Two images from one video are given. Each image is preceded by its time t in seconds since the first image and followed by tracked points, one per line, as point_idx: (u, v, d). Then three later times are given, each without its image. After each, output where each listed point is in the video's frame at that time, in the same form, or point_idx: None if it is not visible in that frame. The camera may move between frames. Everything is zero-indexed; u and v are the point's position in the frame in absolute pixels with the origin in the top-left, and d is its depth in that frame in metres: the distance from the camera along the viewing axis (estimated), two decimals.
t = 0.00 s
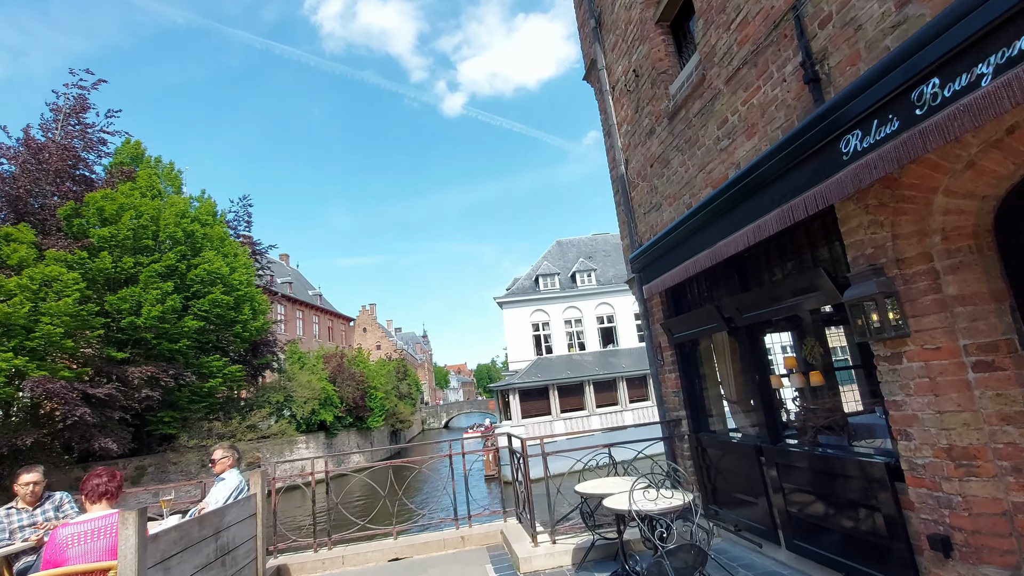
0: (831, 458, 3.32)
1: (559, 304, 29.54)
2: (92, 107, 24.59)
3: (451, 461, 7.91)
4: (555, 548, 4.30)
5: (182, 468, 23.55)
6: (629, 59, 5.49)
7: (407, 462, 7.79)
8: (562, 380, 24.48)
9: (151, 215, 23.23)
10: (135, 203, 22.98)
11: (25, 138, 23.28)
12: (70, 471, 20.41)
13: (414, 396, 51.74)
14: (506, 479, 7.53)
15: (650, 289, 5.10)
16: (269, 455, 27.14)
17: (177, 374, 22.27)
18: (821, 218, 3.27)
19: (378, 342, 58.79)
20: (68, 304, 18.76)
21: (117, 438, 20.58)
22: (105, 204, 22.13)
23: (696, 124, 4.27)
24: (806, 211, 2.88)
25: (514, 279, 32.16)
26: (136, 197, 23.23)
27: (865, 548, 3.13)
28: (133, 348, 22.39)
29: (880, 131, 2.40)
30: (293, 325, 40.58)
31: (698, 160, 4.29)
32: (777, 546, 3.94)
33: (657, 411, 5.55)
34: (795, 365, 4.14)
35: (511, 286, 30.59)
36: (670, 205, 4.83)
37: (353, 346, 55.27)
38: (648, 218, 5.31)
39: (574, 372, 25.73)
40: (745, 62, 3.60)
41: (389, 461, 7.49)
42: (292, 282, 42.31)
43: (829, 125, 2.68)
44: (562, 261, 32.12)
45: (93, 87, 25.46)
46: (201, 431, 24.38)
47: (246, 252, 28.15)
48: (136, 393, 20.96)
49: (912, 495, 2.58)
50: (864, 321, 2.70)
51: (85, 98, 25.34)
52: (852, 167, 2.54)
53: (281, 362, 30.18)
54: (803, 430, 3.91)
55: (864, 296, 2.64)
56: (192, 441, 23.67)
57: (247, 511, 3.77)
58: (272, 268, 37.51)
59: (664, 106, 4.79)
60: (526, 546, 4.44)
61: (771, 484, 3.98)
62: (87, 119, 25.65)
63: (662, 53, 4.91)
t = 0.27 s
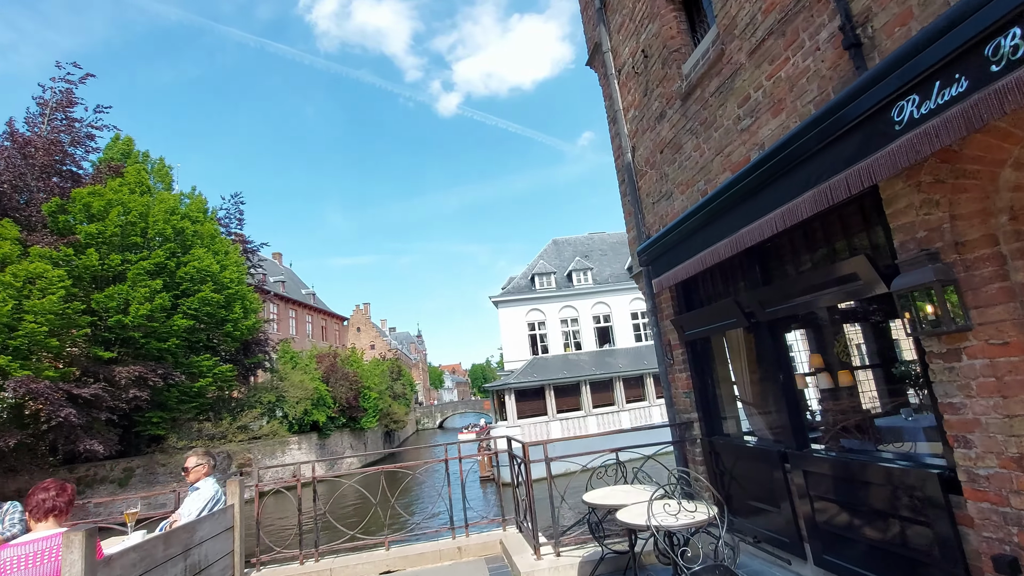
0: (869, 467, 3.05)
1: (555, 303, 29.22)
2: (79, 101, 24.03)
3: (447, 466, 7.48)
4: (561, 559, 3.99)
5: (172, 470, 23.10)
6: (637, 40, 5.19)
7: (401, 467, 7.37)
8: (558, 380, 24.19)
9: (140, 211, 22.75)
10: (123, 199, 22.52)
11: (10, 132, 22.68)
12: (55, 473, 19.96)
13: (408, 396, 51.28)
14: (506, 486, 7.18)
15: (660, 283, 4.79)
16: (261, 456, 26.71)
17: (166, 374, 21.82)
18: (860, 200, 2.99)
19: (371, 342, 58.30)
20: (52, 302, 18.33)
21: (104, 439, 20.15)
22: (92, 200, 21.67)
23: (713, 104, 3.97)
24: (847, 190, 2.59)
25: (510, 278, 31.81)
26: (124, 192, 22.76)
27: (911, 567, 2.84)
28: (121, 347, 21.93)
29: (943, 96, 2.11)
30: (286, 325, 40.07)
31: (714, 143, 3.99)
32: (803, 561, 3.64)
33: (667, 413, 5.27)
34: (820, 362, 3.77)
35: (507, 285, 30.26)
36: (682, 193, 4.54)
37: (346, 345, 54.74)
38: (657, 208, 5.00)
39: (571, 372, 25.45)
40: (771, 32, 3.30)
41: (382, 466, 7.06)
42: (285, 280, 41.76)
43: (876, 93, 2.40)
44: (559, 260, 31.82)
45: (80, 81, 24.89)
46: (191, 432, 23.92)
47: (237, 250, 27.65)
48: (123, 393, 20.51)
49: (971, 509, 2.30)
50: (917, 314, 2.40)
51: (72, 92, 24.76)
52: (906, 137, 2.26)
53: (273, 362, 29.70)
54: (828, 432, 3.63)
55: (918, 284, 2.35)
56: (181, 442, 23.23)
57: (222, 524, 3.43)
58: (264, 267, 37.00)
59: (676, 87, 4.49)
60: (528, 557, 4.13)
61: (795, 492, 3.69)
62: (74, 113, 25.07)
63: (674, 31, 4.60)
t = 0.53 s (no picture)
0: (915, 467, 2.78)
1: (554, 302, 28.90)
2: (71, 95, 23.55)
3: (445, 468, 7.13)
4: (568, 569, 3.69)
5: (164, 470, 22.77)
6: (646, 16, 4.89)
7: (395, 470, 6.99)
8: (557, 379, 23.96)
9: (132, 207, 22.34)
10: (116, 194, 22.16)
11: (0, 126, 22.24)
12: (46, 474, 19.91)
13: (405, 396, 50.90)
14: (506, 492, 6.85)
15: (673, 273, 4.48)
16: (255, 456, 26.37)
17: (158, 373, 21.46)
18: (904, 174, 2.71)
19: (368, 341, 57.90)
20: (41, 299, 17.99)
21: (94, 439, 19.81)
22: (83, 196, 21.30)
23: (733, 77, 3.67)
24: (897, 159, 2.31)
25: (508, 276, 31.49)
26: (116, 188, 22.39)
27: None
28: (112, 345, 21.59)
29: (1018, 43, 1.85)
30: (282, 323, 39.67)
31: (733, 120, 3.70)
32: (833, 572, 3.36)
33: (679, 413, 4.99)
34: (853, 356, 3.38)
35: (505, 284, 29.93)
36: (696, 177, 4.24)
37: (342, 344, 54.31)
38: (668, 193, 4.70)
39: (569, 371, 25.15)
40: None
41: (376, 469, 6.69)
42: (280, 279, 41.34)
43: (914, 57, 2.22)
44: (557, 258, 31.49)
45: (72, 75, 24.40)
46: (184, 432, 23.57)
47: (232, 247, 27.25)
48: (115, 392, 20.15)
49: None
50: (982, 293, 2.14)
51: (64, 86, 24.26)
52: (972, 93, 1.99)
53: (268, 361, 29.30)
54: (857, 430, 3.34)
55: (985, 263, 2.07)
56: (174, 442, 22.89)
57: (194, 533, 3.04)
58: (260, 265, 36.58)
59: (689, 63, 4.20)
60: (533, 567, 3.83)
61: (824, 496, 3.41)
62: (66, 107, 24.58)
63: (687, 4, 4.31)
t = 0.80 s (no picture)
0: (972, 476, 2.52)
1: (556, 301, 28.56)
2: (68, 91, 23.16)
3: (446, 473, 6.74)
4: None
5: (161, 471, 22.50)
6: None
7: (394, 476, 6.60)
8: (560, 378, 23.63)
9: (129, 204, 22.02)
10: (112, 191, 21.85)
11: None
12: (41, 474, 20.07)
13: (405, 396, 50.57)
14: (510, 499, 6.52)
15: (693, 266, 4.13)
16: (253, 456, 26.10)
17: (155, 373, 21.14)
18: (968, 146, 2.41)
19: (368, 340, 57.61)
20: (34, 297, 17.69)
21: (90, 440, 19.51)
22: (79, 192, 20.99)
23: (763, 48, 3.36)
24: (975, 123, 2.01)
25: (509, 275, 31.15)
26: (113, 185, 22.08)
27: None
28: (108, 344, 21.29)
29: None
30: (281, 322, 39.34)
31: (764, 94, 3.38)
32: None
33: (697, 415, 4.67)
34: (899, 353, 2.99)
35: (506, 283, 29.60)
36: (718, 159, 3.92)
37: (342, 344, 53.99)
38: (686, 179, 4.38)
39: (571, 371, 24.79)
40: None
41: (374, 475, 6.30)
42: (280, 278, 41.01)
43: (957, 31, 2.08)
44: (559, 257, 31.14)
45: (68, 71, 24.00)
46: (181, 432, 23.27)
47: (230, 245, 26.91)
48: (110, 392, 19.84)
49: None
50: None
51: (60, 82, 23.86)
52: None
53: (267, 360, 28.97)
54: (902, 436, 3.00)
55: None
56: (170, 442, 22.64)
57: (165, 552, 2.71)
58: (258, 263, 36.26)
59: (711, 37, 3.89)
60: None
61: (868, 509, 3.08)
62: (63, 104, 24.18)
63: None
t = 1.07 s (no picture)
0: None
1: (559, 299, 28.19)
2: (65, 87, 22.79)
3: (449, 476, 6.36)
4: None
5: (160, 471, 22.29)
6: None
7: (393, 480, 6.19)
8: (564, 377, 23.32)
9: (126, 201, 21.72)
10: (111, 188, 21.59)
11: None
12: (38, 474, 19.90)
13: (406, 396, 50.26)
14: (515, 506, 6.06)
15: (721, 251, 3.78)
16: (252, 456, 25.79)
17: (153, 372, 20.83)
18: None
19: (369, 340, 57.36)
20: (29, 294, 17.40)
21: (86, 440, 19.26)
22: (77, 189, 20.71)
23: (800, 8, 3.04)
24: None
25: (512, 274, 30.83)
26: (111, 181, 21.80)
27: None
28: (106, 342, 21.03)
29: None
30: (281, 321, 39.04)
31: (804, 60, 3.05)
32: None
33: (722, 413, 4.35)
34: (962, 344, 2.71)
35: (508, 281, 29.26)
36: (748, 134, 3.59)
37: (343, 343, 53.77)
38: (710, 158, 4.04)
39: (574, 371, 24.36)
40: None
41: (372, 479, 5.92)
42: (280, 277, 40.69)
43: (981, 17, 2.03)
44: (562, 255, 30.79)
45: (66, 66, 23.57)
46: (180, 432, 22.96)
47: (230, 242, 26.55)
48: (107, 392, 19.55)
49: None
50: None
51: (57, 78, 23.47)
52: None
53: (267, 359, 28.65)
54: (972, 437, 2.62)
55: None
56: (168, 442, 22.24)
57: (136, 569, 2.43)
58: (258, 262, 35.95)
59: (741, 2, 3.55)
60: None
61: (928, 518, 2.74)
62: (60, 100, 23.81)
63: None
